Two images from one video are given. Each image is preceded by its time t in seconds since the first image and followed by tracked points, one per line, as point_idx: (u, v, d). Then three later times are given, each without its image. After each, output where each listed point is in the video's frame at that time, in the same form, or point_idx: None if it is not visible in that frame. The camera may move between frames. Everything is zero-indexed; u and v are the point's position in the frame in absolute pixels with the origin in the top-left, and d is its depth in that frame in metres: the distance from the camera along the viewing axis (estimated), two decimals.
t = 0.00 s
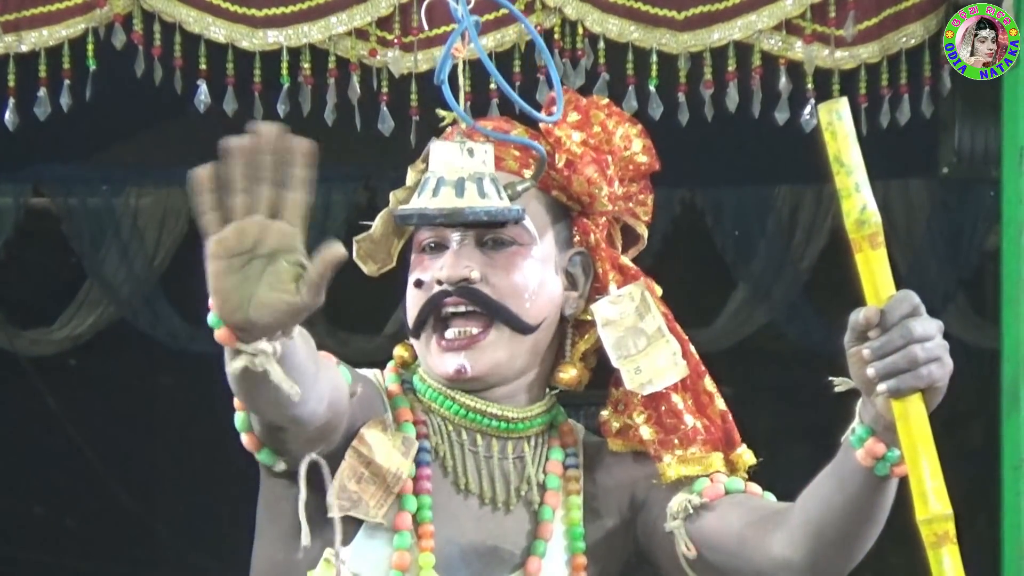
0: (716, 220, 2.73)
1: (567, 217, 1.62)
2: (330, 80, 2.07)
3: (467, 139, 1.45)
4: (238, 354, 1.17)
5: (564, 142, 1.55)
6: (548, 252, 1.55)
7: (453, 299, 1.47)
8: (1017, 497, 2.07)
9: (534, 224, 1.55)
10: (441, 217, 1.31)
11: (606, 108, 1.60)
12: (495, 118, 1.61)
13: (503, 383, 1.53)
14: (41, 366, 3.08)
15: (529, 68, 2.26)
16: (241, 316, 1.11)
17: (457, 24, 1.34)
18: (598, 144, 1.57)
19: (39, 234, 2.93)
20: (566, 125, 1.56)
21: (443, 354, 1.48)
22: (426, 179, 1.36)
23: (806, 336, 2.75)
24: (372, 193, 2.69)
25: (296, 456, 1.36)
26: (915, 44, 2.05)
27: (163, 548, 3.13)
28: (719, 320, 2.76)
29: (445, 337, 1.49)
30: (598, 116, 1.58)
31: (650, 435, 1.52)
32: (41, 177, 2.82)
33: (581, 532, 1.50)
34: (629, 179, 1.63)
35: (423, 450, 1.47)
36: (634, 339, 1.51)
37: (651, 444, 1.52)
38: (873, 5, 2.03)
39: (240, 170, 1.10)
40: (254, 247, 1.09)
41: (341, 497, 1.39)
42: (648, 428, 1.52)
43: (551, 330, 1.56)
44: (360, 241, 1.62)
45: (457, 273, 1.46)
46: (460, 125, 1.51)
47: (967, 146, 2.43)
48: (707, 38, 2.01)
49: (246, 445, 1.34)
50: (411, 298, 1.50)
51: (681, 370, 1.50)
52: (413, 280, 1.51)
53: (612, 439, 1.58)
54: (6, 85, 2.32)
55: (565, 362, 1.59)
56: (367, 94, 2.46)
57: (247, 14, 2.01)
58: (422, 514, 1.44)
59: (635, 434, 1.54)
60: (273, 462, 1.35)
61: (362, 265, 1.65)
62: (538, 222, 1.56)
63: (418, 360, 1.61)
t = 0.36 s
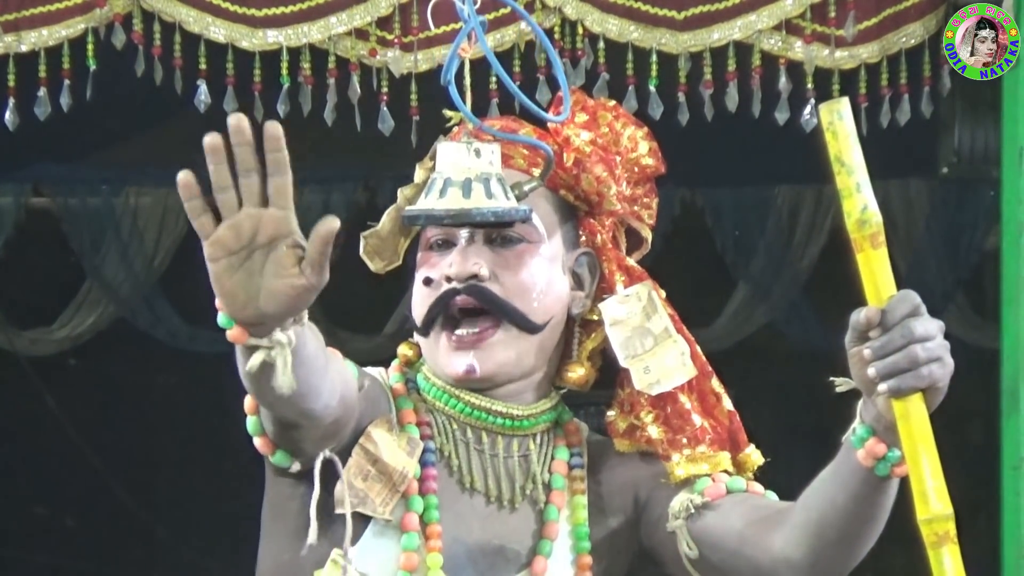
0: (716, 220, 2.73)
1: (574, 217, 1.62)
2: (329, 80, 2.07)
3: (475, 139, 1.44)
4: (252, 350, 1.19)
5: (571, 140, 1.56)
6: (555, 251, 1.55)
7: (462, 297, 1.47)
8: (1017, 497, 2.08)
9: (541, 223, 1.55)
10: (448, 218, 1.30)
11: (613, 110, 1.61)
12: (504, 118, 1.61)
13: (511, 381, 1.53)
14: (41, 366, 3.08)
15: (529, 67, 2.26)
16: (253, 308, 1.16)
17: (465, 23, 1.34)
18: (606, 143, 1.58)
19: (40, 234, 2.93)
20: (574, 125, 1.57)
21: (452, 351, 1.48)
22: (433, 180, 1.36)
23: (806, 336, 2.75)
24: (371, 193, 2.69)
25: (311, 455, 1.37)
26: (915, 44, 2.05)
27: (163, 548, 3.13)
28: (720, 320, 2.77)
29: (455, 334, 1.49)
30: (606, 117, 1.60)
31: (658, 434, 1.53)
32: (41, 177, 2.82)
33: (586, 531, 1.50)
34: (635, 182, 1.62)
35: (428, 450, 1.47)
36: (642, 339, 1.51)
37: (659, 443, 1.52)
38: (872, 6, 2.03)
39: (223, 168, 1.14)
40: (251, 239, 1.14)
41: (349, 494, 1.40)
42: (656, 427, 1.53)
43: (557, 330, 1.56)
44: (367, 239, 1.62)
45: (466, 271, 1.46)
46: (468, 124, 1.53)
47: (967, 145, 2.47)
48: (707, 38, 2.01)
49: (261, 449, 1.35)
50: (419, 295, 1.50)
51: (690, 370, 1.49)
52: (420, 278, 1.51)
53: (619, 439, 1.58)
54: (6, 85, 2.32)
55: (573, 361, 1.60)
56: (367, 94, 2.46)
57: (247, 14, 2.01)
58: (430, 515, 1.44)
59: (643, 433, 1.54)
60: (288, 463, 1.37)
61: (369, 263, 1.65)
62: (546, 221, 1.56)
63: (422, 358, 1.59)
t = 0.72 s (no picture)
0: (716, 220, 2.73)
1: (572, 216, 1.62)
2: (328, 79, 2.06)
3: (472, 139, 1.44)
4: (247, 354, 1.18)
5: (569, 139, 1.55)
6: (553, 250, 1.55)
7: (461, 296, 1.47)
8: (1017, 497, 2.08)
9: (540, 222, 1.55)
10: (444, 217, 1.30)
11: (609, 108, 1.61)
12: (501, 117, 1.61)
13: (511, 382, 1.53)
14: (40, 366, 3.08)
15: (528, 68, 2.27)
16: (248, 311, 1.12)
17: (460, 22, 1.33)
18: (603, 142, 1.58)
19: (39, 234, 2.93)
20: (571, 124, 1.56)
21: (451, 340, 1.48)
22: (431, 180, 1.36)
23: (806, 336, 2.75)
24: (371, 193, 2.70)
25: (308, 458, 1.37)
26: (915, 44, 2.05)
27: (163, 548, 3.13)
28: (719, 320, 2.77)
29: (453, 326, 1.48)
30: (602, 115, 1.59)
31: (657, 431, 1.52)
32: (40, 177, 2.81)
33: (584, 530, 1.51)
34: (632, 180, 1.63)
35: (426, 450, 1.47)
36: (641, 337, 1.51)
37: (658, 441, 1.52)
38: (872, 6, 2.03)
39: (221, 169, 1.10)
40: (249, 240, 1.10)
41: (343, 494, 1.40)
42: (654, 425, 1.52)
43: (557, 328, 1.56)
44: (365, 239, 1.62)
45: (465, 270, 1.46)
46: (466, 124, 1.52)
47: (966, 147, 2.43)
48: (706, 38, 2.01)
49: (258, 452, 1.34)
50: (417, 295, 1.50)
51: (689, 367, 1.50)
52: (419, 277, 1.51)
53: (617, 436, 1.57)
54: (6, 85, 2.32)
55: (571, 359, 1.59)
56: (367, 94, 2.46)
57: (247, 14, 2.01)
58: (427, 515, 1.44)
59: (642, 430, 1.54)
60: (285, 466, 1.36)
61: (366, 262, 1.64)
62: (544, 221, 1.56)
63: (422, 357, 1.58)
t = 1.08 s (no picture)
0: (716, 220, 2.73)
1: (566, 215, 1.62)
2: (327, 79, 2.06)
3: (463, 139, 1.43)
4: (237, 354, 1.13)
5: (565, 138, 1.54)
6: (548, 249, 1.55)
7: (457, 295, 1.47)
8: (1017, 497, 2.07)
9: (535, 221, 1.55)
10: (433, 218, 1.30)
11: (605, 108, 1.61)
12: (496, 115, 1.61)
13: (505, 385, 1.52)
14: (41, 366, 3.08)
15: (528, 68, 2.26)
16: (239, 314, 1.08)
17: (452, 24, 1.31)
18: (598, 142, 1.57)
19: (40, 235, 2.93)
20: (566, 123, 1.56)
21: (448, 355, 1.47)
22: (422, 181, 1.35)
23: (806, 336, 2.75)
24: (371, 193, 2.68)
25: (300, 458, 1.36)
26: (914, 44, 2.05)
27: (162, 549, 3.13)
28: (719, 320, 2.77)
29: (447, 339, 1.48)
30: (598, 116, 1.59)
31: (652, 432, 1.52)
32: (40, 177, 2.81)
33: (579, 529, 1.50)
34: (626, 180, 1.62)
35: (421, 452, 1.48)
36: (634, 338, 1.50)
37: (653, 441, 1.52)
38: (872, 6, 2.03)
39: (227, 170, 1.06)
40: (245, 243, 1.06)
41: (338, 495, 1.40)
42: (649, 425, 1.52)
43: (549, 330, 1.56)
44: (361, 236, 1.62)
45: (461, 269, 1.46)
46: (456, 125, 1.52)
47: (967, 145, 2.39)
48: (706, 38, 2.01)
49: (250, 451, 1.34)
50: (412, 296, 1.50)
51: (683, 368, 1.50)
52: (414, 278, 1.50)
53: (611, 437, 1.57)
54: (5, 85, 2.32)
55: (565, 360, 1.59)
56: (367, 94, 2.46)
57: (247, 14, 2.01)
58: (423, 516, 1.44)
59: (637, 431, 1.53)
60: (277, 466, 1.35)
61: (361, 261, 1.65)
62: (539, 219, 1.56)
63: (415, 359, 1.60)
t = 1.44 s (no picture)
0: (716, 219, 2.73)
1: (559, 217, 1.63)
2: (327, 79, 2.06)
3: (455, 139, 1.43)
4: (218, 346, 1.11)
5: (558, 138, 1.54)
6: (541, 249, 1.55)
7: (447, 293, 1.47)
8: (1016, 497, 2.07)
9: (529, 220, 1.56)
10: (424, 217, 1.30)
11: (599, 111, 1.60)
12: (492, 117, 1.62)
13: (496, 386, 1.53)
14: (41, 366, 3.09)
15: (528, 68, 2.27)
16: (215, 308, 1.05)
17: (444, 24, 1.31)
18: (592, 143, 1.57)
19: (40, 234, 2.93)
20: (560, 123, 1.56)
21: (443, 359, 1.48)
22: (413, 180, 1.35)
23: (806, 336, 2.76)
24: (371, 191, 2.70)
25: (287, 455, 1.36)
26: (914, 43, 2.05)
27: (163, 548, 3.14)
28: (719, 320, 2.77)
29: (440, 345, 1.49)
30: (591, 117, 1.58)
31: (645, 434, 1.52)
32: (39, 176, 2.82)
33: (572, 532, 1.50)
34: (620, 184, 1.61)
35: (415, 454, 1.47)
36: (627, 338, 1.50)
37: (646, 443, 1.52)
38: (871, 5, 2.03)
39: (209, 160, 1.03)
40: (223, 238, 1.03)
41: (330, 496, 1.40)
42: (642, 427, 1.52)
43: (542, 329, 1.55)
44: (353, 236, 1.61)
45: (452, 266, 1.47)
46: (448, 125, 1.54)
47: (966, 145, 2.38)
48: (705, 38, 2.01)
49: (237, 445, 1.34)
50: (403, 294, 1.50)
51: (675, 369, 1.50)
52: (406, 276, 1.51)
53: (605, 440, 1.57)
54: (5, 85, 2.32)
55: (556, 360, 1.59)
56: (366, 94, 2.46)
57: (246, 14, 2.01)
58: (416, 518, 1.44)
59: (631, 434, 1.53)
60: (264, 462, 1.35)
61: (354, 260, 1.64)
62: (533, 219, 1.57)
63: (410, 361, 1.58)
